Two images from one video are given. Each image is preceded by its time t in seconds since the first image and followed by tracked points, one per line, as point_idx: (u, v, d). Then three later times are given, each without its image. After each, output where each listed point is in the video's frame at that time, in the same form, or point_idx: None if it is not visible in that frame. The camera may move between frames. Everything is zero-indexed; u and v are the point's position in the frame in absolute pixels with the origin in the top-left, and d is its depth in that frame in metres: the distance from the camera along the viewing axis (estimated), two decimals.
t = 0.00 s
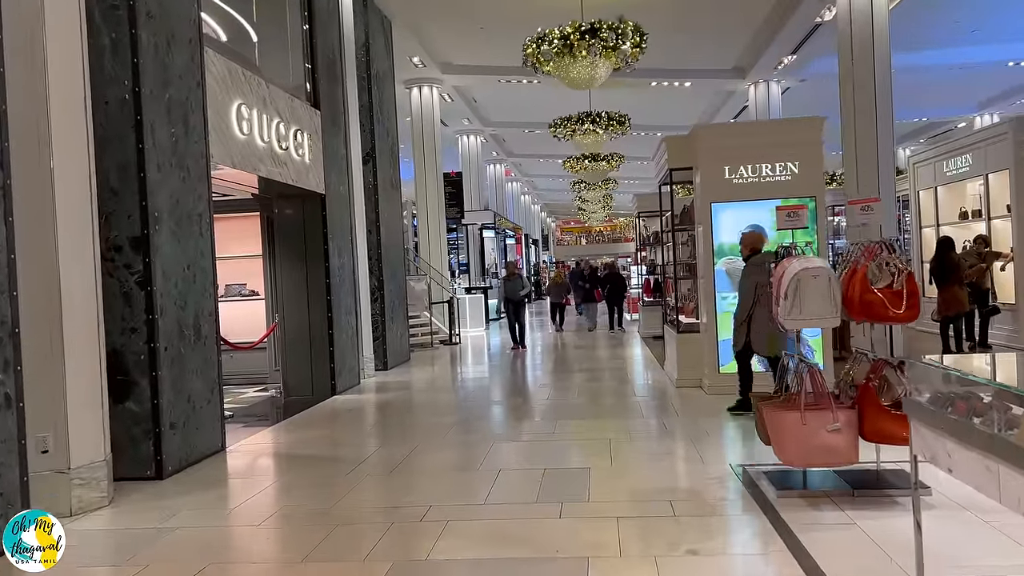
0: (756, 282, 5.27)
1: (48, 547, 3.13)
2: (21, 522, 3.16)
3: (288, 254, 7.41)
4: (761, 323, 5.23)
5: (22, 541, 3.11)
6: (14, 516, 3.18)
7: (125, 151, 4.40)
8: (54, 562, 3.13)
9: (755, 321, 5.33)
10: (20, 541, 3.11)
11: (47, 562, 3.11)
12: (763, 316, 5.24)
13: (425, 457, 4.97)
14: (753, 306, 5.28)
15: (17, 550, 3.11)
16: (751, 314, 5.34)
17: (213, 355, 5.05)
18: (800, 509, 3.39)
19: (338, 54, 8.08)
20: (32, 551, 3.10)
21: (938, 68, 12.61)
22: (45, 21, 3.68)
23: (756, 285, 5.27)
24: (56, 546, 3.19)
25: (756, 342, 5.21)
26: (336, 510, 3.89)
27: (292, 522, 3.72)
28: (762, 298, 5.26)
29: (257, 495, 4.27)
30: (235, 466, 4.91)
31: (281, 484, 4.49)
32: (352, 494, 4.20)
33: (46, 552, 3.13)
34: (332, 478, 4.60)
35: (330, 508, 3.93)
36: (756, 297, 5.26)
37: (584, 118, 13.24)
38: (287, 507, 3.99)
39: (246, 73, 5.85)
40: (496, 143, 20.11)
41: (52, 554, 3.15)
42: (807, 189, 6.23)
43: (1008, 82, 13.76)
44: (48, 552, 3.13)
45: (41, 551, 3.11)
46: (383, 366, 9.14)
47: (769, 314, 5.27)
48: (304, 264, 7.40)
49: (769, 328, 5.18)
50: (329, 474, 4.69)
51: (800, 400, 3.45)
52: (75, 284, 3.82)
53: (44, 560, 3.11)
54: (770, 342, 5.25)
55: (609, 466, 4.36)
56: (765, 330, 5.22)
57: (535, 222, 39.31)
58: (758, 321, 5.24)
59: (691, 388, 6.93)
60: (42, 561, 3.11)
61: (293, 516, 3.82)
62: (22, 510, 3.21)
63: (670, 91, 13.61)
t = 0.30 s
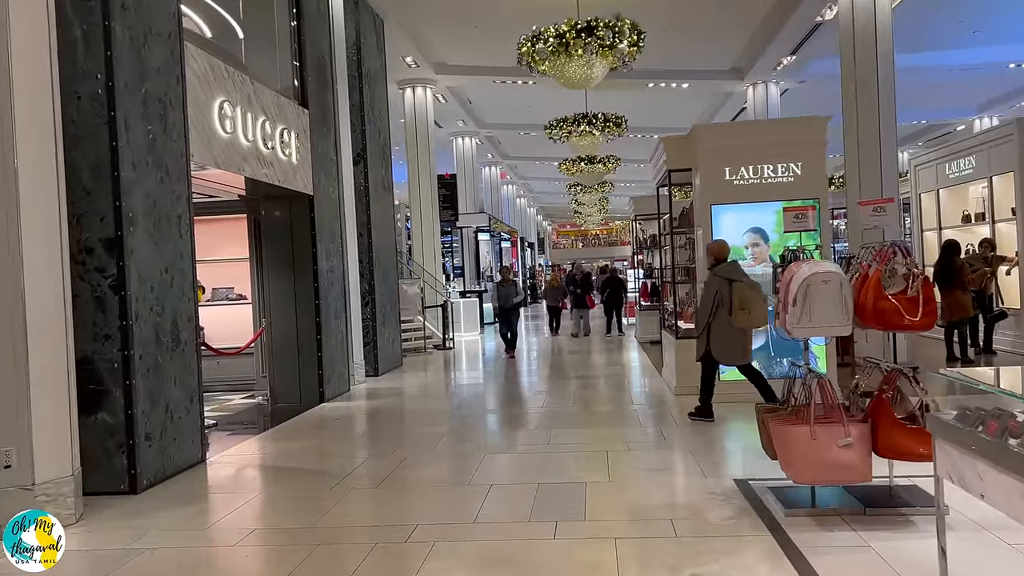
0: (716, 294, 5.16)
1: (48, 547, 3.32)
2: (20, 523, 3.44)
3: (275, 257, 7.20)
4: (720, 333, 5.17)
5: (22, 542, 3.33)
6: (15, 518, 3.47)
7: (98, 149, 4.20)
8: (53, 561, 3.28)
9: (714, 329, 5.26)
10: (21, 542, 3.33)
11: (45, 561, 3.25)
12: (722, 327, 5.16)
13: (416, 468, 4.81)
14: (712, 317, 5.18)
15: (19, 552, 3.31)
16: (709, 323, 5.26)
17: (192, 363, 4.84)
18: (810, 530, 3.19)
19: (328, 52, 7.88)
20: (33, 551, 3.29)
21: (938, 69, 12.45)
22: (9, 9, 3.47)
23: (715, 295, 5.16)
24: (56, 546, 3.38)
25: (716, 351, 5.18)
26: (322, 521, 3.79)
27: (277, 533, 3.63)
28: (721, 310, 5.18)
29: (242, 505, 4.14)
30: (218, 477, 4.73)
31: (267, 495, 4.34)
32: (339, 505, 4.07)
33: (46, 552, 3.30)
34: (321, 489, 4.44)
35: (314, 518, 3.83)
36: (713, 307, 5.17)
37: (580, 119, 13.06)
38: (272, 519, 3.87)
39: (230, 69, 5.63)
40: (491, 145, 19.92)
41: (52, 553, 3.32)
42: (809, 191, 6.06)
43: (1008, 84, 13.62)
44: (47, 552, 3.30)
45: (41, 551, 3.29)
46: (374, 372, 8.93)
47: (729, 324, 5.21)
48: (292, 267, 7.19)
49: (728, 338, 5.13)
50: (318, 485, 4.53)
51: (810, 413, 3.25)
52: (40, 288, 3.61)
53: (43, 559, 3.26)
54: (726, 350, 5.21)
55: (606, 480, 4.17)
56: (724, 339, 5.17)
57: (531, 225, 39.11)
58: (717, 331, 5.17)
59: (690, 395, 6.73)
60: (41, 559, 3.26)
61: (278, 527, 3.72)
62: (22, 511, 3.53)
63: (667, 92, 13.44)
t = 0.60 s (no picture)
0: (684, 295, 5.47)
1: (47, 547, 3.33)
2: (21, 524, 3.40)
3: (263, 259, 6.98)
4: (689, 334, 5.45)
5: (22, 542, 3.32)
6: (14, 518, 3.42)
7: (71, 145, 3.98)
8: (53, 561, 3.28)
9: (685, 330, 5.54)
10: (21, 541, 3.33)
11: (45, 561, 3.26)
12: (691, 327, 5.47)
13: (411, 478, 4.63)
14: (682, 318, 5.48)
15: (18, 552, 3.31)
16: (679, 324, 5.56)
17: (173, 371, 4.61)
18: (827, 551, 2.97)
19: (318, 49, 7.67)
20: (32, 551, 3.30)
21: (939, 71, 12.30)
22: None
23: (683, 296, 5.47)
24: (55, 547, 3.39)
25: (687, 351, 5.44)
26: (312, 534, 3.64)
27: (266, 547, 3.48)
28: (691, 311, 5.47)
29: (229, 517, 3.98)
30: (203, 489, 4.53)
31: (255, 507, 4.16)
32: (329, 517, 3.91)
33: (46, 552, 3.31)
34: (312, 500, 4.27)
35: (304, 531, 3.69)
36: (684, 307, 5.47)
37: (578, 121, 12.88)
38: (260, 532, 3.72)
39: (215, 64, 5.41)
40: (488, 148, 19.73)
41: (51, 553, 3.32)
42: (815, 191, 5.87)
43: (1010, 86, 13.47)
44: (47, 552, 3.31)
45: (41, 551, 3.30)
46: (367, 378, 8.70)
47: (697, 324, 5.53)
48: (281, 269, 6.96)
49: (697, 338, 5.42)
50: (308, 497, 4.36)
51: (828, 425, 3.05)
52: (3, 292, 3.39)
53: (43, 559, 3.27)
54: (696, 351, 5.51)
55: (608, 493, 3.97)
56: (693, 340, 5.46)
57: (528, 228, 38.95)
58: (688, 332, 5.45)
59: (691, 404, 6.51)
60: (41, 560, 3.26)
61: (266, 541, 3.56)
62: (21, 512, 3.47)
63: (666, 93, 13.26)
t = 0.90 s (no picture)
0: (660, 302, 5.42)
1: (47, 547, 3.39)
2: (20, 523, 3.43)
3: (254, 264, 6.78)
4: (665, 342, 5.37)
5: (22, 542, 3.37)
6: (13, 518, 3.44)
7: (44, 146, 3.77)
8: (52, 561, 3.36)
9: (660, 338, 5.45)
10: (21, 541, 3.36)
11: (45, 561, 3.33)
12: (667, 336, 5.38)
13: (408, 491, 4.47)
14: (657, 325, 5.41)
15: (19, 551, 3.36)
16: (655, 332, 5.47)
17: (155, 381, 4.42)
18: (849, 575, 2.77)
19: (311, 47, 7.47)
20: (33, 551, 3.35)
21: (943, 70, 12.12)
22: None
23: (659, 303, 5.39)
24: (55, 547, 3.45)
25: (663, 360, 5.35)
26: (303, 552, 3.49)
27: (256, 566, 3.32)
28: (667, 319, 5.39)
29: (218, 533, 3.83)
30: (188, 504, 4.34)
31: (245, 522, 4.00)
32: (323, 532, 3.76)
33: (46, 552, 3.37)
34: (305, 515, 4.10)
35: (296, 547, 3.55)
36: (661, 315, 5.38)
37: (577, 121, 12.69)
38: (250, 547, 3.58)
39: (201, 61, 5.21)
40: (485, 150, 19.54)
41: (52, 553, 3.39)
42: (823, 190, 5.69)
43: (1015, 84, 13.29)
44: (47, 552, 3.37)
45: (41, 551, 3.36)
46: (362, 385, 8.48)
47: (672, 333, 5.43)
48: (272, 274, 6.76)
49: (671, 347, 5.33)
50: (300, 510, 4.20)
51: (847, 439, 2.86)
52: None
53: (43, 559, 3.34)
54: (672, 359, 5.41)
55: (611, 510, 3.77)
56: (669, 349, 5.37)
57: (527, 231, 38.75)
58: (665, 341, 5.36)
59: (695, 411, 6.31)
60: (41, 559, 3.33)
61: (257, 558, 3.41)
62: (21, 513, 3.49)
63: (665, 93, 13.09)
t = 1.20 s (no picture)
0: (642, 300, 5.52)
1: (48, 547, 3.43)
2: (21, 523, 3.50)
3: (245, 267, 6.58)
4: (646, 339, 5.46)
5: (22, 542, 3.43)
6: (14, 517, 3.52)
7: (12, 143, 3.57)
8: (53, 561, 3.40)
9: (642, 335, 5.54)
10: (20, 542, 3.43)
11: (45, 561, 3.37)
12: (648, 333, 5.48)
13: (404, 500, 4.30)
14: (639, 322, 5.50)
15: (18, 551, 3.41)
16: (637, 329, 5.57)
17: (133, 390, 4.21)
18: None
19: (302, 44, 7.28)
20: (33, 551, 3.40)
21: (948, 66, 11.92)
22: None
23: (640, 301, 5.50)
24: (56, 545, 3.50)
25: (646, 356, 5.44)
26: (292, 565, 3.31)
27: None
28: (648, 316, 5.48)
29: (206, 546, 3.66)
30: (174, 516, 4.17)
31: (234, 534, 3.83)
32: (315, 543, 3.60)
33: (46, 552, 3.42)
34: (297, 527, 3.92)
35: (287, 559, 3.40)
36: (643, 313, 5.48)
37: (577, 121, 12.49)
38: (239, 559, 3.42)
39: (185, 57, 5.02)
40: (485, 152, 19.34)
41: (51, 553, 3.43)
42: (832, 186, 5.48)
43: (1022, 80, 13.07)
44: (47, 552, 3.41)
45: (41, 551, 3.41)
46: (359, 391, 8.26)
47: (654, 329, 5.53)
48: (262, 277, 6.55)
49: (653, 343, 5.43)
50: (293, 521, 4.03)
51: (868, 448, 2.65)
52: None
53: (43, 560, 3.38)
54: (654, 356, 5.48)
55: (613, 524, 3.56)
56: (651, 345, 5.46)
57: (528, 234, 38.57)
58: (646, 337, 5.45)
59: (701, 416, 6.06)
60: (41, 560, 3.38)
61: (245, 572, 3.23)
62: (23, 511, 3.55)
63: (666, 91, 12.89)
